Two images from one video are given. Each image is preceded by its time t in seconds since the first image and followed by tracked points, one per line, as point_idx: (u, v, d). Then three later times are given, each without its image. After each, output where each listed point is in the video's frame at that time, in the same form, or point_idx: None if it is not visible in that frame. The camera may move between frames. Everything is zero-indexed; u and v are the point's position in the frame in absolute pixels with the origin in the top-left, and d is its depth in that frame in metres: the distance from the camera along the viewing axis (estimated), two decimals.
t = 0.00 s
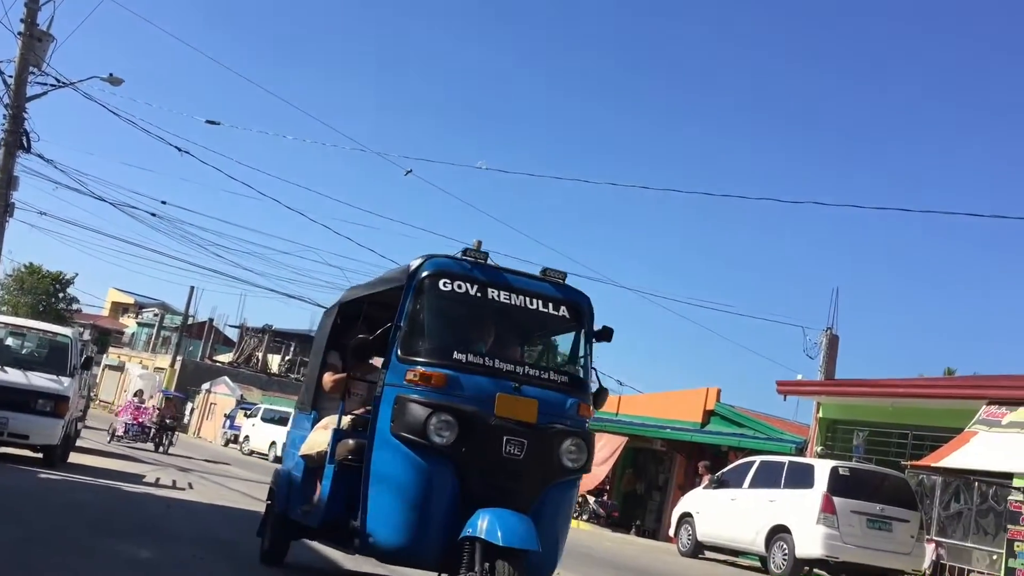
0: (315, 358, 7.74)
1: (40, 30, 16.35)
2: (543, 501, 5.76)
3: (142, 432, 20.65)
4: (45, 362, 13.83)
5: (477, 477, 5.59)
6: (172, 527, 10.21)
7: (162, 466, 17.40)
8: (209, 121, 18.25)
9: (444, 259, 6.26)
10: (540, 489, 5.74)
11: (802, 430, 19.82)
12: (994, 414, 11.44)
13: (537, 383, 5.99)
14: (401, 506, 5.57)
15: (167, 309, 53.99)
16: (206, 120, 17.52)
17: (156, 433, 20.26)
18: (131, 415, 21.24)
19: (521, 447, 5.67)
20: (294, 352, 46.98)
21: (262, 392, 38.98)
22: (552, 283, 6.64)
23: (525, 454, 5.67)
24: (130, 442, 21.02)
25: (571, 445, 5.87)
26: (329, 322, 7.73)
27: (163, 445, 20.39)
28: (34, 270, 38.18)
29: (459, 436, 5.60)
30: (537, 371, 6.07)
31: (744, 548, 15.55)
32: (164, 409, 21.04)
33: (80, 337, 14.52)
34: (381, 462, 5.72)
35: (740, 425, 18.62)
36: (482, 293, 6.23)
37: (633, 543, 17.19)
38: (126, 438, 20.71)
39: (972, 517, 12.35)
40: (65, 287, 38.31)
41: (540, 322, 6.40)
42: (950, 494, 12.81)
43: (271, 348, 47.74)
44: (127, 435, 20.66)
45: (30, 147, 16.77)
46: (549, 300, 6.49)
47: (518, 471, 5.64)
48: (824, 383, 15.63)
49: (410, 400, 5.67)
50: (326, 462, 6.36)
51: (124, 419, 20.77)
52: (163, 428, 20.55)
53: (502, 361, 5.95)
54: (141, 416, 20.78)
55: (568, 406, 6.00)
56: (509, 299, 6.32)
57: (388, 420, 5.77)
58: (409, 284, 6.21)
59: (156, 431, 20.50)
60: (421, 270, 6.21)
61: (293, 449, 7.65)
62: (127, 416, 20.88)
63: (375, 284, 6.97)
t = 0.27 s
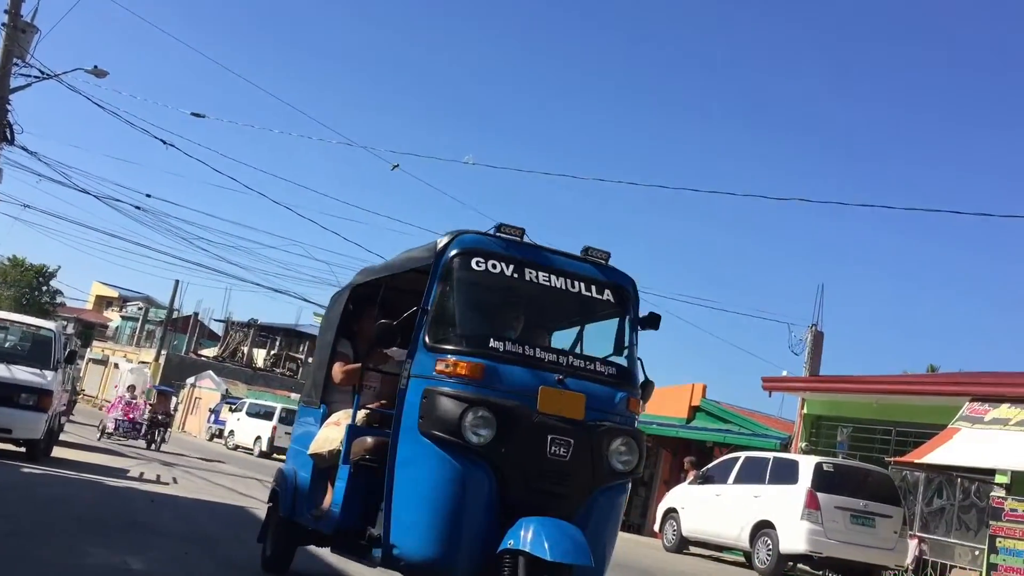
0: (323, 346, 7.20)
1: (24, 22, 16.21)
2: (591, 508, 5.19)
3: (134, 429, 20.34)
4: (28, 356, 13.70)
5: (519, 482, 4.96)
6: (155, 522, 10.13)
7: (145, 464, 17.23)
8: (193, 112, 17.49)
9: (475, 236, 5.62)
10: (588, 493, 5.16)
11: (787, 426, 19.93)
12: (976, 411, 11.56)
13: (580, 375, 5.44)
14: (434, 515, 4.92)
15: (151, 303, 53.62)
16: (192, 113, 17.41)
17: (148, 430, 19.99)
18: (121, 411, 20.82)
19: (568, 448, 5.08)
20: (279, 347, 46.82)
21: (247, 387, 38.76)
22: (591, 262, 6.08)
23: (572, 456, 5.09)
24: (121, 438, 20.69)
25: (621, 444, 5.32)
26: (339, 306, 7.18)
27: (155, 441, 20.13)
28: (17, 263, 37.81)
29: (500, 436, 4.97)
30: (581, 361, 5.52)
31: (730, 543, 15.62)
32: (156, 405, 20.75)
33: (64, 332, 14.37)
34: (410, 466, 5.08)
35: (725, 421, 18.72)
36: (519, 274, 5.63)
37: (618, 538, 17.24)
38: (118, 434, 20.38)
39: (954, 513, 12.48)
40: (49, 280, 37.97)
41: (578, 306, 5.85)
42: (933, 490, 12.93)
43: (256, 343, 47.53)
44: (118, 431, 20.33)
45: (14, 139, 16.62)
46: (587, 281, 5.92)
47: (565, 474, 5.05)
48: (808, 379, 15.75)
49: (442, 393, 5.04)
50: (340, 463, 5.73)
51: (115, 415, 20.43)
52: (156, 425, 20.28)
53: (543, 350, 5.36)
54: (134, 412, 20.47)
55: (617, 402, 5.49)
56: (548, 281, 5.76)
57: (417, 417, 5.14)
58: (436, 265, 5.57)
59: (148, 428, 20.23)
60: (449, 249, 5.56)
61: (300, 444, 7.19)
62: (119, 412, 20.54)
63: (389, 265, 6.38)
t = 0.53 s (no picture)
0: (327, 330, 6.39)
1: None
2: (647, 514, 4.63)
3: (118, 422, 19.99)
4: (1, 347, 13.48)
5: (568, 486, 4.38)
6: (130, 514, 10.02)
7: (119, 454, 17.09)
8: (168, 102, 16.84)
9: (513, 206, 5.00)
10: (644, 498, 4.59)
11: (764, 419, 20.09)
12: (949, 406, 11.74)
13: (634, 363, 4.87)
14: (471, 521, 4.32)
15: (127, 293, 53.05)
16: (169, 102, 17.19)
17: (132, 424, 19.68)
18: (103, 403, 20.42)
19: (624, 447, 4.50)
20: (256, 338, 46.57)
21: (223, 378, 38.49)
22: (637, 238, 5.49)
23: (628, 456, 4.52)
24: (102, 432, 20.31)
25: (682, 442, 4.77)
26: (346, 285, 6.40)
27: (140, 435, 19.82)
28: None
29: (549, 434, 4.37)
30: (633, 348, 4.95)
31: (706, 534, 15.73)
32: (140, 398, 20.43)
33: (37, 321, 14.18)
34: (442, 465, 4.47)
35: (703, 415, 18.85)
36: (562, 248, 5.03)
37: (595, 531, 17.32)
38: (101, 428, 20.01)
39: (927, 506, 12.67)
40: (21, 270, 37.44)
41: (626, 287, 5.25)
42: (907, 483, 13.13)
43: (233, 334, 47.24)
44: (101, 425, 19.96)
45: None
46: (635, 259, 5.32)
47: (620, 477, 4.49)
48: (785, 372, 15.88)
49: (479, 382, 4.42)
50: (356, 462, 5.08)
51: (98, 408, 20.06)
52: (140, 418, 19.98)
53: (592, 334, 4.77)
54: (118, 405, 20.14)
55: (677, 394, 4.92)
56: (594, 257, 5.16)
57: (450, 410, 4.53)
58: (468, 238, 4.94)
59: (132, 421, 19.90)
60: (482, 220, 4.95)
61: (303, 441, 6.27)
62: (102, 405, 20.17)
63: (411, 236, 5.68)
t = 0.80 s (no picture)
0: (336, 312, 6.02)
1: None
2: (722, 524, 4.01)
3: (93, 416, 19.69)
4: None
5: (637, 492, 3.74)
6: (95, 506, 9.86)
7: (84, 446, 16.81)
8: (134, 90, 15.58)
9: (562, 167, 4.30)
10: (721, 505, 3.97)
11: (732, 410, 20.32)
12: (914, 399, 11.94)
13: (706, 351, 4.21)
14: (521, 536, 3.67)
15: (92, 282, 52.25)
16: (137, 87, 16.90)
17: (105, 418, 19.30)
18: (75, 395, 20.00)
19: (699, 449, 3.86)
20: (225, 328, 46.17)
21: (190, 369, 38.07)
22: (699, 206, 4.81)
23: (704, 459, 3.87)
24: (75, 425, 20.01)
25: (761, 442, 4.15)
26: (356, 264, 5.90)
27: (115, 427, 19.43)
28: None
29: (615, 434, 3.73)
30: (704, 333, 4.30)
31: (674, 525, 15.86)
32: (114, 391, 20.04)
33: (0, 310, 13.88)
34: (487, 467, 3.82)
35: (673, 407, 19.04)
36: (618, 217, 4.36)
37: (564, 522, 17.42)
38: (74, 421, 19.72)
39: (891, 497, 12.88)
40: None
41: (687, 263, 4.59)
42: (871, 475, 13.36)
43: (201, 324, 46.77)
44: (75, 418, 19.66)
45: None
46: (697, 232, 4.66)
47: (695, 481, 3.85)
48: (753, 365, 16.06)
49: (530, 371, 3.77)
50: (372, 461, 4.61)
51: (70, 401, 19.72)
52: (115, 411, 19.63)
53: (657, 317, 4.11)
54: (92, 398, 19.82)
55: (753, 386, 4.28)
56: (652, 228, 4.48)
57: (494, 404, 3.89)
58: (510, 205, 4.23)
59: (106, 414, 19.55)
60: (526, 185, 4.24)
61: (307, 437, 5.94)
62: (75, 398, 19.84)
63: (424, 215, 5.15)
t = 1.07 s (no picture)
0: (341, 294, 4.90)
1: None
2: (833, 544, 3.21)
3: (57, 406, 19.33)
4: None
5: (739, 506, 2.93)
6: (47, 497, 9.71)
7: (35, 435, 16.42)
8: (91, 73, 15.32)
9: (627, 116, 3.47)
10: (833, 522, 3.16)
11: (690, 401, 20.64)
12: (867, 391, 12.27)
13: (805, 334, 3.39)
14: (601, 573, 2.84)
15: (46, 269, 51.16)
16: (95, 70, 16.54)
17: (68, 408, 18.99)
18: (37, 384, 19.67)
19: (810, 450, 3.04)
20: (183, 316, 45.61)
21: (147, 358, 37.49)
22: (778, 166, 3.92)
23: (815, 462, 3.06)
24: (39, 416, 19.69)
25: (874, 442, 3.31)
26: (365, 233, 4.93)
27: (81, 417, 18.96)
28: None
29: (711, 433, 2.90)
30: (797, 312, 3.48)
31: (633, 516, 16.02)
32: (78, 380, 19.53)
33: None
34: (545, 473, 3.06)
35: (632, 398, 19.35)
36: (695, 177, 3.51)
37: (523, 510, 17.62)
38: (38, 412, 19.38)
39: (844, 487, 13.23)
40: None
41: (769, 231, 3.71)
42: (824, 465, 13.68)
43: (158, 312, 46.13)
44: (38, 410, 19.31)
45: None
46: (783, 195, 3.79)
47: (806, 488, 3.04)
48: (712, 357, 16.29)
49: (599, 355, 2.97)
50: (398, 464, 3.77)
51: (32, 392, 19.38)
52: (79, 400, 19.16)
53: (751, 293, 3.33)
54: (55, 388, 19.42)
55: (861, 374, 3.43)
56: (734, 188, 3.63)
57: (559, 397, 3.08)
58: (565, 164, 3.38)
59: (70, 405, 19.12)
60: (588, 134, 3.39)
61: (309, 431, 4.90)
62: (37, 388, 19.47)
63: (450, 175, 4.08)
